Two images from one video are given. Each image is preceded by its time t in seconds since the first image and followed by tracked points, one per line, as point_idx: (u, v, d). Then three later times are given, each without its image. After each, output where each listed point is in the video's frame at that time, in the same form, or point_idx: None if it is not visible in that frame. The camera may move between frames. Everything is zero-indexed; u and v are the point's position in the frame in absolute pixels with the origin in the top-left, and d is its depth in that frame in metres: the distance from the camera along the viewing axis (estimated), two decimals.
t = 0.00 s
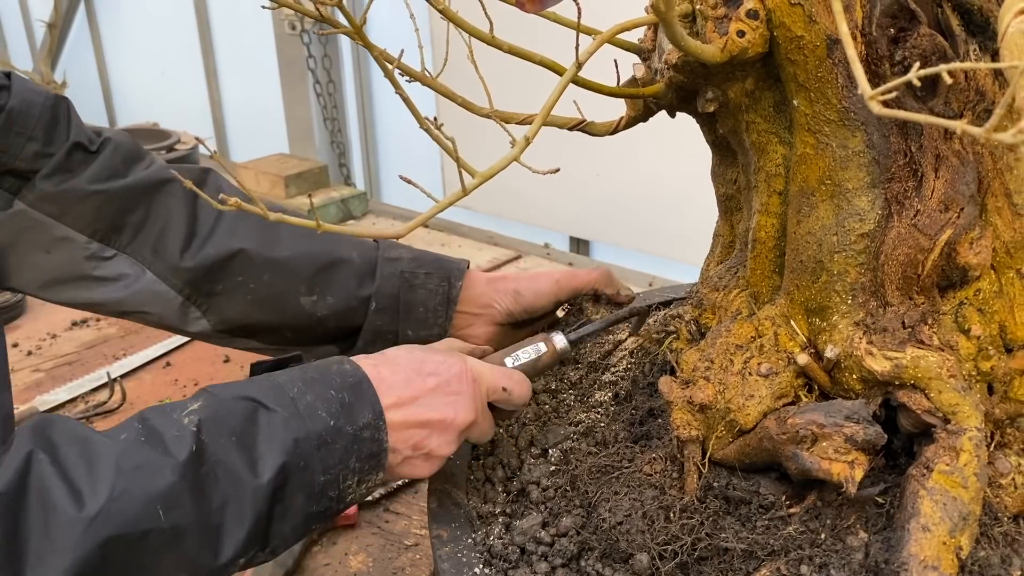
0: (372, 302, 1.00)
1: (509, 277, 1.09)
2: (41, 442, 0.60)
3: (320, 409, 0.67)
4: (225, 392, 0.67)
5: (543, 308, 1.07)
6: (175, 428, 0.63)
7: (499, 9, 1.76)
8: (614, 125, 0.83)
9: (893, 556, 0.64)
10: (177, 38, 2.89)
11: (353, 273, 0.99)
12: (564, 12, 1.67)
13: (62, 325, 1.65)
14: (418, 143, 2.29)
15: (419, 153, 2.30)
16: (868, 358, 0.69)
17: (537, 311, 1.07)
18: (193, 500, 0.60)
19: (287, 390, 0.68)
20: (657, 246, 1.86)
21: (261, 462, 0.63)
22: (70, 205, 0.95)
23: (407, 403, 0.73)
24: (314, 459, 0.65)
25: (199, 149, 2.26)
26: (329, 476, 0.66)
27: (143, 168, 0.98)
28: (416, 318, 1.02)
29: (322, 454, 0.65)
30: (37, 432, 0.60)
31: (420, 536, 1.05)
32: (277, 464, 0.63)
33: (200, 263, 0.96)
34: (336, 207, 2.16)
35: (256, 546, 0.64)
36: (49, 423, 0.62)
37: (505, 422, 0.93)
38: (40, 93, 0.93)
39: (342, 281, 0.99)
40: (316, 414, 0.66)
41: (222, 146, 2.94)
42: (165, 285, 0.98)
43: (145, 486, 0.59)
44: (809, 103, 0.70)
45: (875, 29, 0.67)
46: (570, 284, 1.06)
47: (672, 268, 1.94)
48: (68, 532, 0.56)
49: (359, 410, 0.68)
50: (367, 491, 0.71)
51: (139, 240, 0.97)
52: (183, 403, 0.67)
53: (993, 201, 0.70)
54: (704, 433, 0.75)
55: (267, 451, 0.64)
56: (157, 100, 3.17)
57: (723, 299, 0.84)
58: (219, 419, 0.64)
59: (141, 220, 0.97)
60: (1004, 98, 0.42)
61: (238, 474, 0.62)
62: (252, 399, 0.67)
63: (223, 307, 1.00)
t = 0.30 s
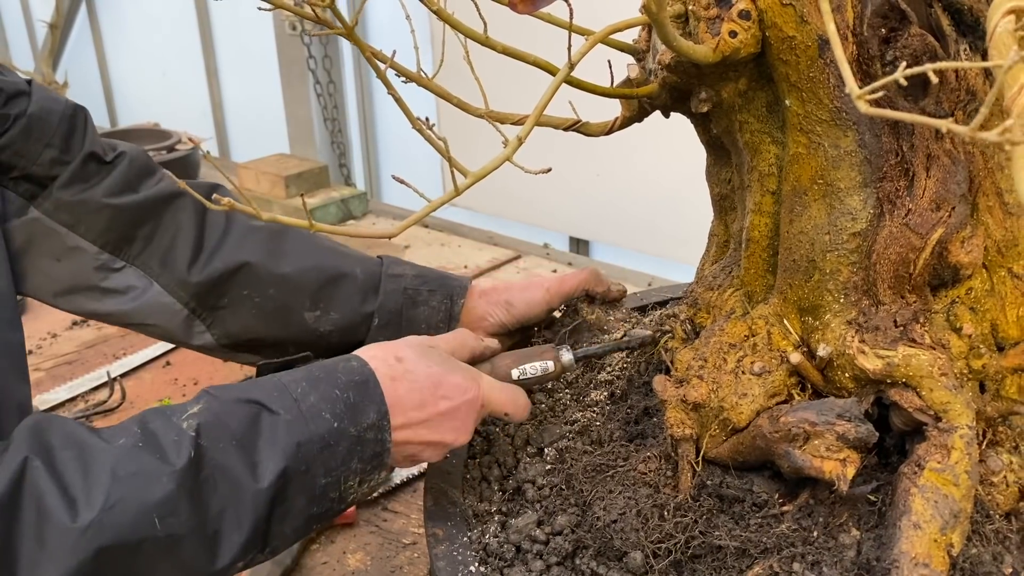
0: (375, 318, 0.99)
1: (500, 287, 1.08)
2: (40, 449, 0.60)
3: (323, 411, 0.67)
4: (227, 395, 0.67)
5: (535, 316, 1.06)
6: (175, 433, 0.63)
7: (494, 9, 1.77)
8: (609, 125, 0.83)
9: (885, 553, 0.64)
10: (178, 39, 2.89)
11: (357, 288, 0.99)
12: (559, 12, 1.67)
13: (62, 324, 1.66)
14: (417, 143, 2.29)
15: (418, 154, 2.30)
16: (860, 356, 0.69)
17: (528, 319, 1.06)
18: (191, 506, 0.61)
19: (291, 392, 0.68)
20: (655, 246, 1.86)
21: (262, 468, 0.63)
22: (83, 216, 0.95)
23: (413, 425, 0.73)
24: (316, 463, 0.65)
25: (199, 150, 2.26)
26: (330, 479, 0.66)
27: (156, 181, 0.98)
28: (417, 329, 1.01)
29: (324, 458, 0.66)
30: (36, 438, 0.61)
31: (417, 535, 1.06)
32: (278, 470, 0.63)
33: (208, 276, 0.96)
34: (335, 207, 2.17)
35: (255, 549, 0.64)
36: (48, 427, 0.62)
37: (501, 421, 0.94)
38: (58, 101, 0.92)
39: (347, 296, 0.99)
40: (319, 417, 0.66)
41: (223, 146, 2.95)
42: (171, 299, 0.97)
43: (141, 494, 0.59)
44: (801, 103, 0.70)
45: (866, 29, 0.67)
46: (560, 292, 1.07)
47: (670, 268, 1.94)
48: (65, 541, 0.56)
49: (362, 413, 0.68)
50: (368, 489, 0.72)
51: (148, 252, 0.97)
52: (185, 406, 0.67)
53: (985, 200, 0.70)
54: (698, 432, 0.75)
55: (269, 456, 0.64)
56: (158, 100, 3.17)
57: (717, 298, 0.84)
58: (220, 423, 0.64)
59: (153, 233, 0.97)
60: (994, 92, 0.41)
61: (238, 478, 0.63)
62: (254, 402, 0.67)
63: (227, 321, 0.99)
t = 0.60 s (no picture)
0: (368, 301, 0.99)
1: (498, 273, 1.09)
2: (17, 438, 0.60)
3: (306, 397, 0.67)
4: (209, 384, 0.67)
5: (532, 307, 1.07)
6: (156, 419, 0.63)
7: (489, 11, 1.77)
8: (606, 127, 0.83)
9: (878, 555, 0.64)
10: (178, 40, 2.90)
11: (348, 271, 0.99)
12: (555, 13, 1.67)
13: (61, 325, 1.66)
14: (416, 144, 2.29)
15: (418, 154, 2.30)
16: (854, 358, 0.69)
17: (527, 309, 1.07)
18: (177, 488, 0.60)
19: (273, 379, 0.68)
20: (654, 247, 1.86)
21: (247, 450, 0.63)
22: (75, 207, 0.95)
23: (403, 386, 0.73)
24: (304, 446, 0.65)
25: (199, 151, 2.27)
26: (319, 464, 0.66)
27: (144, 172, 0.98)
28: (411, 315, 1.01)
29: (311, 440, 0.65)
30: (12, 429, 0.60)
31: (414, 535, 1.06)
32: (264, 452, 0.63)
33: (199, 263, 0.97)
34: (335, 208, 2.17)
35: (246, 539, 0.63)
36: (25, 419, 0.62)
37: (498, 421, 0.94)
38: (47, 94, 0.92)
39: (339, 280, 0.99)
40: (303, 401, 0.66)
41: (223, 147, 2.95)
42: (164, 287, 0.98)
43: (125, 476, 0.59)
44: (795, 105, 0.70)
45: (861, 32, 0.67)
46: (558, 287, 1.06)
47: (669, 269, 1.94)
48: (47, 524, 0.55)
49: (346, 397, 0.68)
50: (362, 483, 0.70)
51: (140, 241, 0.98)
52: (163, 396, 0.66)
53: (979, 202, 0.71)
54: (692, 432, 0.75)
55: (254, 438, 0.64)
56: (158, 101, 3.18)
57: (713, 300, 0.84)
58: (202, 408, 0.64)
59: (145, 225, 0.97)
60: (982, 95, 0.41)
61: (223, 462, 0.62)
62: (235, 389, 0.67)
63: (220, 307, 1.00)
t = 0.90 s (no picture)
0: (323, 301, 0.98)
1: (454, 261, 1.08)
2: None
3: (276, 430, 0.67)
4: (179, 418, 0.68)
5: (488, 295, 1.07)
6: (124, 458, 0.63)
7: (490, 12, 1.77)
8: (606, 128, 0.83)
9: (879, 557, 0.64)
10: (179, 40, 2.90)
11: (301, 275, 0.99)
12: (555, 13, 1.67)
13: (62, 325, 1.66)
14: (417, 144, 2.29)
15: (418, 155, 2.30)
16: (855, 359, 0.69)
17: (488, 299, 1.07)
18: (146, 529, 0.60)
19: (242, 414, 0.68)
20: (655, 248, 1.86)
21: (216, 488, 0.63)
22: (44, 233, 0.93)
23: (369, 414, 0.74)
24: (274, 482, 0.65)
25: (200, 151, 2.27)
26: (289, 499, 0.66)
27: (106, 194, 0.96)
28: (366, 313, 1.00)
29: (281, 476, 0.66)
30: None
31: (415, 536, 1.06)
32: (233, 490, 0.63)
33: (153, 282, 0.95)
34: (336, 208, 2.17)
35: None
36: None
37: (498, 422, 0.94)
38: (24, 120, 0.93)
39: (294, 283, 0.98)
40: (273, 435, 0.67)
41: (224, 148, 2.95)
42: (121, 307, 0.97)
43: (93, 520, 0.59)
44: (796, 106, 0.70)
45: (862, 33, 0.67)
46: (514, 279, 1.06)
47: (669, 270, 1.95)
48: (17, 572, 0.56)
49: (313, 432, 0.68)
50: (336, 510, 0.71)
51: (98, 263, 0.96)
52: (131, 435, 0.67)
53: (980, 203, 0.71)
54: (693, 433, 0.75)
55: (224, 476, 0.64)
56: (160, 102, 3.18)
57: (713, 300, 0.84)
58: (169, 446, 0.64)
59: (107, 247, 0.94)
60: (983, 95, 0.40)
61: (194, 501, 0.62)
62: (205, 424, 0.67)
63: (173, 324, 0.99)
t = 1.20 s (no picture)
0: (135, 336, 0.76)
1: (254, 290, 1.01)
2: None
3: (214, 394, 0.78)
4: (129, 395, 0.76)
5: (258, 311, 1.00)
6: (100, 432, 0.72)
7: (494, 12, 1.77)
8: (609, 128, 0.83)
9: (883, 557, 0.64)
10: (182, 41, 2.90)
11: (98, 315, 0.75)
12: (558, 13, 1.67)
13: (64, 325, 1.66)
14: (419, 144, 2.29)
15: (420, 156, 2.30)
16: (858, 359, 0.69)
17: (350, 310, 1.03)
18: (142, 488, 0.71)
19: (180, 383, 0.77)
20: (657, 248, 1.86)
21: (181, 450, 0.74)
22: None
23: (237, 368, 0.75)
24: (221, 438, 0.78)
25: (202, 151, 2.27)
26: (234, 450, 0.79)
27: None
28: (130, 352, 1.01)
29: (225, 433, 0.78)
30: None
31: (417, 536, 1.06)
32: (196, 449, 0.75)
33: None
34: (338, 209, 2.17)
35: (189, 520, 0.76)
36: None
37: (501, 424, 0.94)
38: None
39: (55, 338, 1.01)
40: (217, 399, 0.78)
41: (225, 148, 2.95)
42: None
43: (88, 487, 0.68)
44: (800, 106, 0.70)
45: (866, 33, 0.67)
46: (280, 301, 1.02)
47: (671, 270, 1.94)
48: (52, 538, 0.65)
49: (246, 388, 0.80)
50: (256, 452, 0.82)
51: None
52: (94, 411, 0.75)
53: (984, 203, 0.71)
54: (696, 433, 0.75)
55: (185, 438, 0.75)
56: (162, 102, 3.17)
57: (716, 301, 0.84)
58: (137, 420, 0.74)
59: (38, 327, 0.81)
60: (988, 95, 0.40)
61: (168, 464, 0.73)
62: (153, 396, 0.76)
63: None
